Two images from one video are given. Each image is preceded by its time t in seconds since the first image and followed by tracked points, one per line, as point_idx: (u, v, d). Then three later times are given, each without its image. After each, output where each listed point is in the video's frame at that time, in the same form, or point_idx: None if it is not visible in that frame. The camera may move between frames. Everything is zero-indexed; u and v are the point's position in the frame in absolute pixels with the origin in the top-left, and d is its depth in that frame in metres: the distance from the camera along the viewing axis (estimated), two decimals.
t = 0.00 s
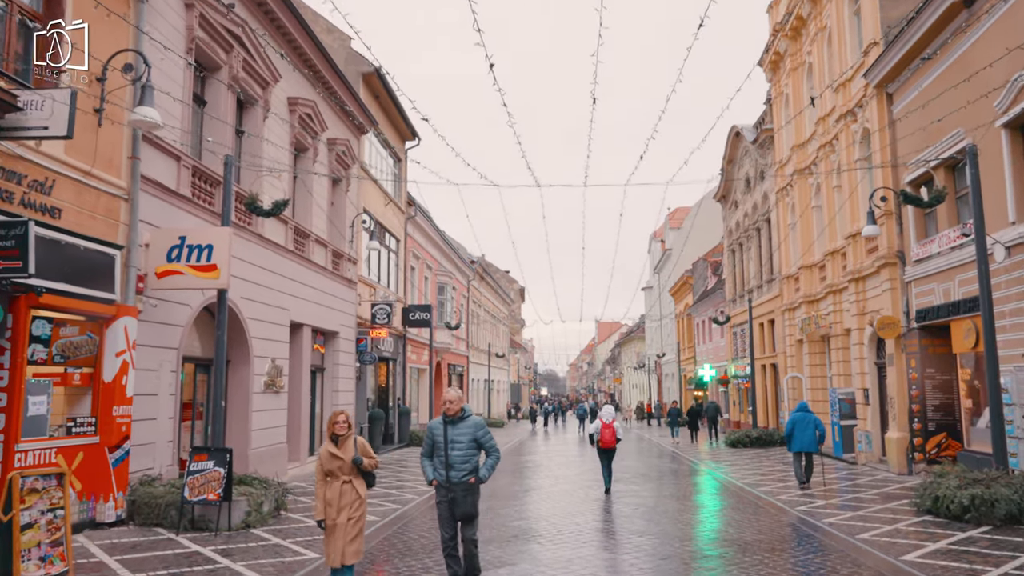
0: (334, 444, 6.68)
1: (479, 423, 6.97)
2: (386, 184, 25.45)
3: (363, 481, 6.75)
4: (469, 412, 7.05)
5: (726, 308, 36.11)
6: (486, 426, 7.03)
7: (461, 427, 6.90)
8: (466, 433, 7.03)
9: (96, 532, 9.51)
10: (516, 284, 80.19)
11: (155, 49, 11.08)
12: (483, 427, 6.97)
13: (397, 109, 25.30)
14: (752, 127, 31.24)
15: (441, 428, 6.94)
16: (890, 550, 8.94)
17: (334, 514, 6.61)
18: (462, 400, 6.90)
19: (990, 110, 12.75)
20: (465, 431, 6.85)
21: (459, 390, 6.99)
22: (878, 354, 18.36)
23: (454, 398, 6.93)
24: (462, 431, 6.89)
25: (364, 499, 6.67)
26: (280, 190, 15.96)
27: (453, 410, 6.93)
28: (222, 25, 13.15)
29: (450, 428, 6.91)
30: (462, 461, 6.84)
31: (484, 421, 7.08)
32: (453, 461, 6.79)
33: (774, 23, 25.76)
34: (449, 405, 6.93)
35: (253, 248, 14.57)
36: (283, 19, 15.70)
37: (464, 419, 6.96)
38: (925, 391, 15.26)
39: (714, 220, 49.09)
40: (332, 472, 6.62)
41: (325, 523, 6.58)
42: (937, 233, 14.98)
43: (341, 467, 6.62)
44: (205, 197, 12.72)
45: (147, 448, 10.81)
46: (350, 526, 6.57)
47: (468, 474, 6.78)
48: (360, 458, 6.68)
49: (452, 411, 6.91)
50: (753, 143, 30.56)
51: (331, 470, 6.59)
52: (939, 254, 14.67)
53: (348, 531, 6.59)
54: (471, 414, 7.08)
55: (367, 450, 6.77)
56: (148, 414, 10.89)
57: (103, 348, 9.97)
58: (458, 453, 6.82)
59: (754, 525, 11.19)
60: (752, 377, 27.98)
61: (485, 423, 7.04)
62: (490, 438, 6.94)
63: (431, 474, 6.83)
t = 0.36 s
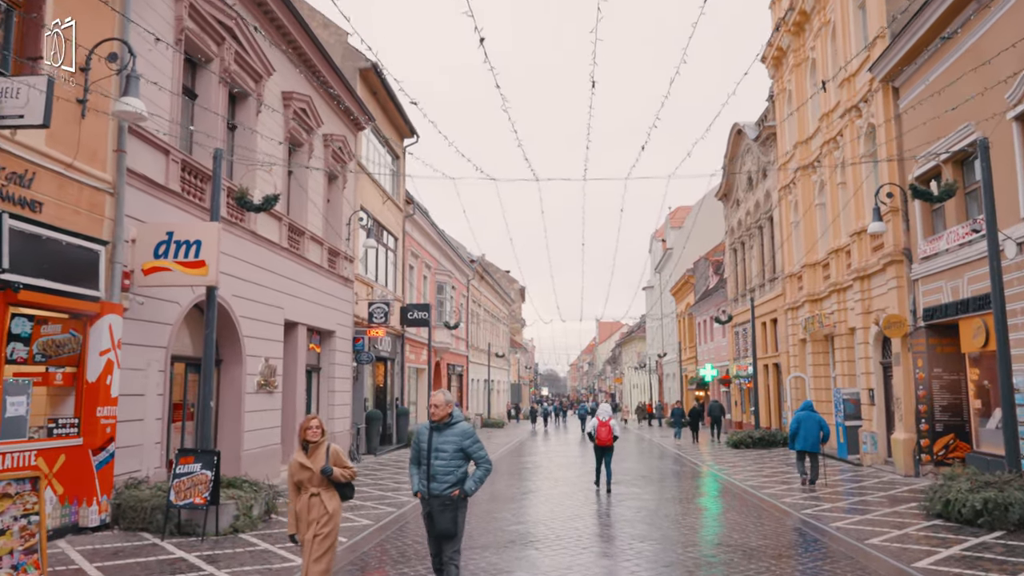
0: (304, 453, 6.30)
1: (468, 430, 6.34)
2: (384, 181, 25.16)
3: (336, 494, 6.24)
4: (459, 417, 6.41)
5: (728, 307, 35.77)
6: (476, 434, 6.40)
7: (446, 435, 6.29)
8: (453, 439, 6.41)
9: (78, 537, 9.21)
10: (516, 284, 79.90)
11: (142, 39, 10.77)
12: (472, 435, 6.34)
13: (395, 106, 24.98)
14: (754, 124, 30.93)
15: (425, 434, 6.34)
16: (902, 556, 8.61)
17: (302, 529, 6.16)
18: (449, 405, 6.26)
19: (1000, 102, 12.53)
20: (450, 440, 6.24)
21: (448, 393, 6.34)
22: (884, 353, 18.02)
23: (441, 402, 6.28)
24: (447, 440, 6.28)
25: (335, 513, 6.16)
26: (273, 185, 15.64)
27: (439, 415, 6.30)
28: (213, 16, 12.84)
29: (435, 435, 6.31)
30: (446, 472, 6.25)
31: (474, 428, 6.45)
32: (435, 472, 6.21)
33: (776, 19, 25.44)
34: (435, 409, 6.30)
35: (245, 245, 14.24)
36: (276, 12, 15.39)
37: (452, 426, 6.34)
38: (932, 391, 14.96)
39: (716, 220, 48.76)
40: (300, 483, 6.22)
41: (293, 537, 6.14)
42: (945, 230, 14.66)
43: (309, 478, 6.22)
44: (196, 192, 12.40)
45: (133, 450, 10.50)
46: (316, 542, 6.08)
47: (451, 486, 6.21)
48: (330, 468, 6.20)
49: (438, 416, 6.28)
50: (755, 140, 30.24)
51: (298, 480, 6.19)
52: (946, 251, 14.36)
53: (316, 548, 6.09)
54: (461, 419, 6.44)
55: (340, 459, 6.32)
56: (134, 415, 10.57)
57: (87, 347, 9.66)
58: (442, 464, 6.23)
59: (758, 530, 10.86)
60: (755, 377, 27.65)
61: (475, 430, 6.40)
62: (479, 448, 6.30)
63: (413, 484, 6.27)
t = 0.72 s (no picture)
0: (277, 453, 5.78)
1: (458, 429, 5.89)
2: (382, 178, 24.86)
3: (308, 499, 5.74)
4: (450, 413, 5.98)
5: (730, 306, 35.48)
6: (467, 432, 5.94)
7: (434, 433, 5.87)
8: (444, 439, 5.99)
9: (61, 540, 8.91)
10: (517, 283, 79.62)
11: (130, 28, 10.46)
12: (463, 434, 5.89)
13: (394, 102, 24.69)
14: (757, 121, 30.64)
15: (414, 431, 5.93)
16: (915, 561, 8.30)
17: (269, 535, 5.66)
18: (438, 401, 5.83)
19: (1012, 92, 12.25)
20: (437, 439, 5.82)
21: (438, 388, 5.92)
22: (890, 352, 17.70)
23: (429, 398, 5.85)
24: (435, 439, 5.85)
25: (306, 520, 5.66)
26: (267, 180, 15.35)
27: (427, 412, 5.87)
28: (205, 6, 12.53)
29: (423, 433, 5.89)
30: (432, 474, 5.82)
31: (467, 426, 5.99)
32: (421, 474, 5.79)
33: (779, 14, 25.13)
34: (425, 405, 5.87)
35: (239, 241, 13.94)
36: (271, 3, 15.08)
37: (442, 423, 5.90)
38: (940, 390, 14.67)
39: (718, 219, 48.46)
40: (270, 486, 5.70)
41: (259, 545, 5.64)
42: (954, 226, 14.37)
43: (280, 479, 5.70)
44: (187, 186, 12.10)
45: (120, 450, 10.20)
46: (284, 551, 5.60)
47: (438, 490, 5.78)
48: (303, 471, 5.69)
49: (426, 413, 5.86)
50: (757, 137, 29.94)
51: (268, 482, 5.69)
52: (955, 247, 14.08)
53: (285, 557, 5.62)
54: (453, 416, 6.01)
55: (316, 460, 5.78)
56: (122, 414, 10.27)
57: (72, 344, 9.35)
58: (429, 465, 5.81)
59: (763, 533, 10.55)
60: (758, 376, 27.36)
61: (467, 428, 5.94)
62: (469, 448, 5.85)
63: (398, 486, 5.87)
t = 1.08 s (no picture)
0: (245, 464, 5.45)
1: (436, 438, 5.27)
2: (380, 176, 24.56)
3: (280, 514, 5.45)
4: (426, 421, 5.36)
5: (732, 306, 35.18)
6: (447, 442, 5.32)
7: (409, 445, 5.25)
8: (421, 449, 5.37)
9: (43, 547, 8.59)
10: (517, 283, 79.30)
11: (116, 17, 10.13)
12: (442, 444, 5.27)
13: (393, 99, 24.36)
14: (760, 119, 30.30)
15: (387, 443, 5.31)
16: (932, 571, 7.96)
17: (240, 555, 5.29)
18: (411, 408, 5.21)
19: None
20: (414, 452, 5.20)
21: (411, 394, 5.31)
22: (897, 352, 17.37)
23: (401, 405, 5.24)
24: (411, 451, 5.23)
25: (281, 536, 5.37)
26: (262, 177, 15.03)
27: (400, 421, 5.25)
28: None
29: (398, 446, 5.27)
30: (411, 491, 5.21)
31: (446, 434, 5.37)
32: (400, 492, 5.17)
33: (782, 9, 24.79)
34: (397, 414, 5.26)
35: (232, 238, 13.62)
36: None
37: (418, 433, 5.28)
38: (949, 391, 14.35)
39: (720, 218, 48.13)
40: (239, 500, 5.34)
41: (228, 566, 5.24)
42: (964, 223, 14.06)
43: (252, 493, 5.36)
44: (178, 181, 11.79)
45: (107, 453, 9.89)
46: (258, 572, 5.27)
47: (419, 509, 5.17)
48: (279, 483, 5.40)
49: (400, 422, 5.24)
50: (760, 135, 29.61)
51: (241, 495, 5.32)
52: (966, 245, 13.77)
53: None
54: (430, 424, 5.38)
55: (289, 472, 5.54)
56: (108, 416, 9.95)
57: (55, 343, 9.02)
58: (406, 481, 5.19)
59: (771, 540, 10.20)
60: (761, 376, 27.05)
61: (446, 438, 5.32)
62: (450, 460, 5.24)
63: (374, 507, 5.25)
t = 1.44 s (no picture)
0: (192, 470, 4.92)
1: (396, 435, 4.68)
2: (378, 173, 24.26)
3: (230, 526, 4.96)
4: (384, 414, 4.76)
5: (734, 305, 34.86)
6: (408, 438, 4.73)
7: (365, 444, 4.64)
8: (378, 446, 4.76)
9: (23, 551, 8.29)
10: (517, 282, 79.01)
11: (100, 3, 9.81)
12: (403, 441, 4.68)
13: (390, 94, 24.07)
14: (762, 115, 30.00)
15: (340, 441, 4.70)
16: None
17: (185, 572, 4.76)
18: (367, 401, 4.62)
19: None
20: (373, 451, 4.60)
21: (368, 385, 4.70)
22: (903, 350, 17.05)
23: (354, 399, 4.63)
24: (368, 450, 4.62)
25: (232, 551, 4.88)
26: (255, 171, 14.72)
27: (355, 417, 4.65)
28: None
29: (352, 445, 4.66)
30: (368, 496, 4.62)
31: (407, 430, 4.78)
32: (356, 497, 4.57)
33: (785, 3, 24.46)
34: (350, 409, 4.65)
35: (224, 233, 13.31)
36: None
37: (374, 429, 4.68)
38: (958, 390, 14.04)
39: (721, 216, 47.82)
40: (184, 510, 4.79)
41: None
42: (973, 218, 13.76)
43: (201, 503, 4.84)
44: (167, 174, 11.49)
45: (92, 453, 9.60)
46: None
47: (378, 516, 4.60)
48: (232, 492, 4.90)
49: (354, 418, 4.62)
50: (762, 131, 29.31)
51: (190, 504, 4.77)
52: (975, 240, 13.46)
53: None
54: (388, 417, 4.79)
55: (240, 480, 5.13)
56: (92, 415, 9.64)
57: (36, 340, 8.72)
58: (361, 484, 4.59)
59: (777, 543, 9.87)
60: (763, 375, 26.76)
61: (407, 434, 4.73)
62: (412, 459, 4.66)
63: (326, 514, 4.64)
